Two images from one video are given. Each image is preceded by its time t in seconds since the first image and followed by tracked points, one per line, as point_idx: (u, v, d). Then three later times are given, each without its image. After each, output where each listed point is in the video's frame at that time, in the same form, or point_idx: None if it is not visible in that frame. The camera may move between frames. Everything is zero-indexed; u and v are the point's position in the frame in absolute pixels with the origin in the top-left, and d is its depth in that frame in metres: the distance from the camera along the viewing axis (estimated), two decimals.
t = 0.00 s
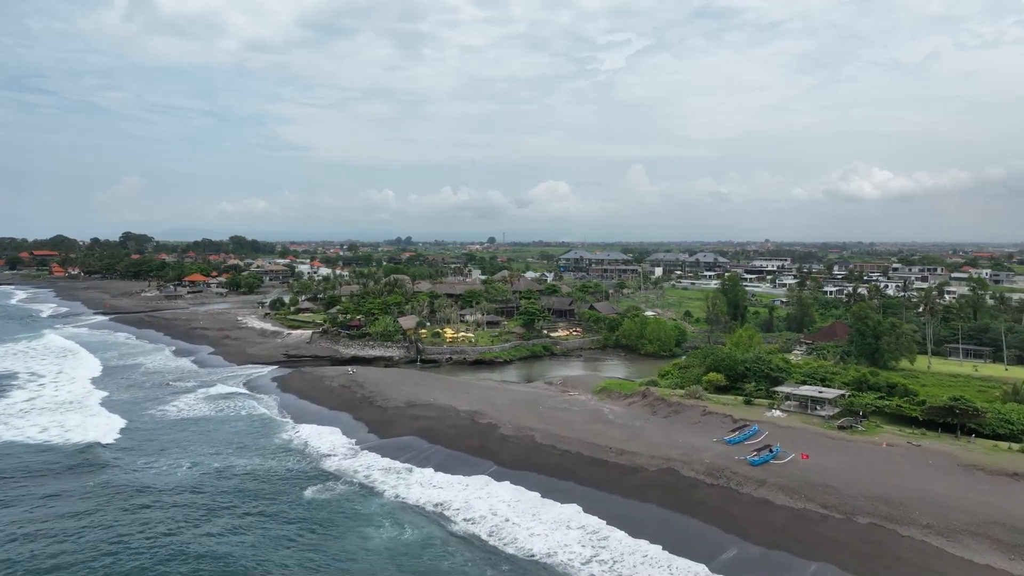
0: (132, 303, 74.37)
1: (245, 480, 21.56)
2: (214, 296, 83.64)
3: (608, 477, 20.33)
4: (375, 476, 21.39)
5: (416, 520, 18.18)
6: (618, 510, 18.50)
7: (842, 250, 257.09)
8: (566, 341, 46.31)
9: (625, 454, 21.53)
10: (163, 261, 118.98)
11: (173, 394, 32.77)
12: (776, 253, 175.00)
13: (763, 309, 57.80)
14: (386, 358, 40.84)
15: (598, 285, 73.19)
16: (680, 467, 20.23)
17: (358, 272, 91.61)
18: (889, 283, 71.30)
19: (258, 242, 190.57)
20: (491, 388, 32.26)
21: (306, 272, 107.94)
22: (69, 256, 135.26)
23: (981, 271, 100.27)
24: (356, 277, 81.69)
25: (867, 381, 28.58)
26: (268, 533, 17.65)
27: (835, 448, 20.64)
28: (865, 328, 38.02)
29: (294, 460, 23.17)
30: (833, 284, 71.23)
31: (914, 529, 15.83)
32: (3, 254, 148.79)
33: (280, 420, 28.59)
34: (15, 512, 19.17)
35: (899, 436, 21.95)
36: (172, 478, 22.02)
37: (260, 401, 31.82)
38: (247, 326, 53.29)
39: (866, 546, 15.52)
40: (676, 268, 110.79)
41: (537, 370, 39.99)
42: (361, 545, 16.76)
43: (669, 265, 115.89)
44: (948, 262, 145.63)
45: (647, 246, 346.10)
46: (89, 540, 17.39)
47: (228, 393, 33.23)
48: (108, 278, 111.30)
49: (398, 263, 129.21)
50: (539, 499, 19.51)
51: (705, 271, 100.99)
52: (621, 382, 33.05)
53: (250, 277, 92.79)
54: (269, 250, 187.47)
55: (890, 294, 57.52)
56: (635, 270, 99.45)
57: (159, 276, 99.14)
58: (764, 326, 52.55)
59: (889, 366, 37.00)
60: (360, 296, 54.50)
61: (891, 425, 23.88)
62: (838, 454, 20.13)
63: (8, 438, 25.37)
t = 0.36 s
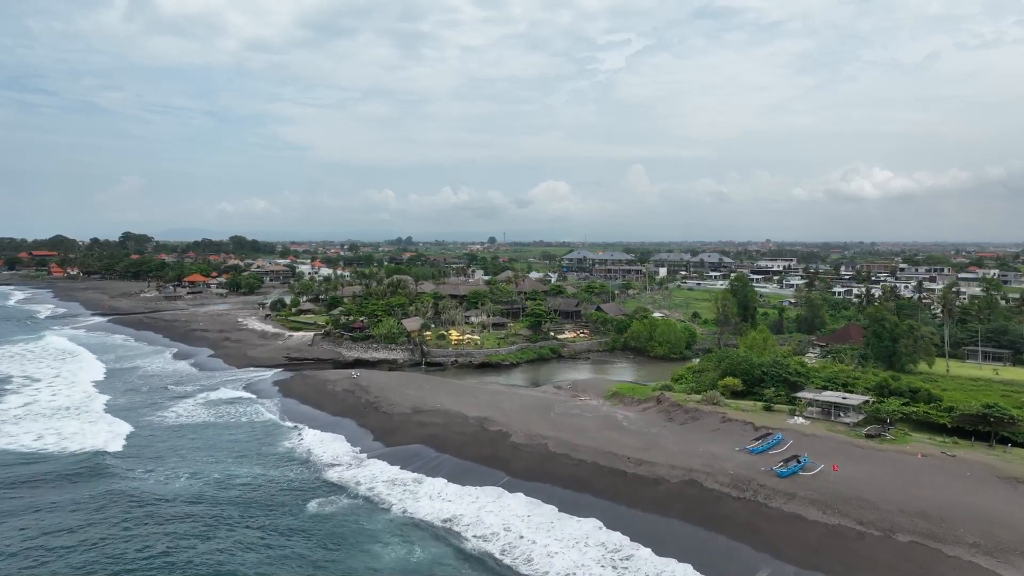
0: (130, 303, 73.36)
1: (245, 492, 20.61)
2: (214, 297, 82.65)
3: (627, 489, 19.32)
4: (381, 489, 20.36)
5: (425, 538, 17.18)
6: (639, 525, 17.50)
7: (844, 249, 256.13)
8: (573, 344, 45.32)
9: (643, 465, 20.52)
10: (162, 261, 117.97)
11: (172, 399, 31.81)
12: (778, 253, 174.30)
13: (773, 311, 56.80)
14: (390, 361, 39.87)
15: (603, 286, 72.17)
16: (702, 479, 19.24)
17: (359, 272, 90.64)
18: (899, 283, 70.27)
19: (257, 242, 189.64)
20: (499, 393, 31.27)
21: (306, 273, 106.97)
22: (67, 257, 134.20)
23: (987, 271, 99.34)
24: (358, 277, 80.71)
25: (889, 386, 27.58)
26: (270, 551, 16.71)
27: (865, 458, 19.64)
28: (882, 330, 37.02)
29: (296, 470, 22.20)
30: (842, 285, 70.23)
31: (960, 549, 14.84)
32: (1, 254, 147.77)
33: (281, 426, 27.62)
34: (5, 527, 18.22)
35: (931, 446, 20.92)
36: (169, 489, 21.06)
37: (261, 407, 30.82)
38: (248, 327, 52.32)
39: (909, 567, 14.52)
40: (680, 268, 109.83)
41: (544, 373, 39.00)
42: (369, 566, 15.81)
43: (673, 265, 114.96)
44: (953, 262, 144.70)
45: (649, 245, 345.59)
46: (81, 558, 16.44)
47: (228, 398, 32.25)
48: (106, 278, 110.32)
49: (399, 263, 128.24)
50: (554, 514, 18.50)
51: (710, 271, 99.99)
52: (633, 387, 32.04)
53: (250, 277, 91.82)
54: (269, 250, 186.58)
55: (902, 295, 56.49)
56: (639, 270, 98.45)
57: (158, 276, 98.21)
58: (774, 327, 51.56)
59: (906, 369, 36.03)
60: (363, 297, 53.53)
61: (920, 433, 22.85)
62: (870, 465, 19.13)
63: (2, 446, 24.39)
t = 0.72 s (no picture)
0: (130, 305, 72.26)
1: (246, 507, 19.53)
2: (214, 298, 81.56)
3: (651, 506, 18.22)
4: (390, 504, 19.27)
5: (439, 561, 16.09)
6: (667, 545, 16.41)
7: (846, 249, 255.22)
8: (583, 347, 44.27)
9: (667, 479, 19.41)
10: (162, 262, 116.91)
11: (172, 405, 30.77)
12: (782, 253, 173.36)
13: (784, 313, 55.76)
14: (396, 365, 38.84)
15: (610, 287, 71.09)
16: (732, 494, 18.14)
17: (361, 274, 89.59)
18: (911, 285, 69.16)
19: (258, 243, 188.64)
20: (509, 399, 30.21)
21: (308, 274, 105.88)
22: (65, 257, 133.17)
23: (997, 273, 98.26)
24: (361, 278, 79.63)
25: (917, 393, 26.50)
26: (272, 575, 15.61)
27: (904, 472, 18.54)
28: (903, 334, 35.96)
29: (300, 483, 21.10)
30: (853, 287, 69.18)
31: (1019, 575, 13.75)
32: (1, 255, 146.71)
33: (284, 435, 26.53)
34: None
35: (970, 458, 19.85)
36: (165, 503, 19.98)
37: (263, 413, 29.75)
38: (249, 330, 51.28)
39: None
40: (686, 270, 108.72)
41: (554, 378, 37.99)
42: None
43: (678, 267, 113.82)
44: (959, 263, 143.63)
45: (650, 246, 344.70)
46: None
47: (229, 404, 31.20)
48: (106, 279, 109.35)
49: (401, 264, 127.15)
50: (574, 532, 17.38)
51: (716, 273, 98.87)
52: (648, 393, 30.97)
53: (251, 278, 90.72)
54: (269, 251, 185.48)
55: (917, 297, 55.46)
56: (645, 271, 97.34)
57: (158, 278, 97.15)
58: (786, 329, 50.51)
59: (929, 375, 34.91)
60: (367, 299, 52.47)
61: (957, 444, 21.76)
62: (909, 480, 18.04)
63: None
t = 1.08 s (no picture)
0: (130, 306, 71.26)
1: (250, 522, 18.47)
2: (216, 299, 80.60)
3: (680, 523, 17.15)
4: (402, 521, 18.22)
5: None
6: (700, 566, 15.34)
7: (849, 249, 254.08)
8: (593, 350, 43.24)
9: (696, 494, 18.34)
10: (162, 262, 115.91)
11: (173, 412, 29.76)
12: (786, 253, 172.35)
13: (797, 315, 54.72)
14: (402, 369, 37.82)
15: (617, 288, 70.06)
16: (767, 510, 17.09)
17: (364, 274, 88.56)
18: (924, 286, 68.10)
19: (259, 243, 187.70)
20: (522, 405, 29.13)
21: (310, 275, 104.84)
22: (65, 258, 132.10)
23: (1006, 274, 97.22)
24: (365, 279, 78.62)
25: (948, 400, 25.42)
26: None
27: (948, 488, 17.46)
28: (925, 336, 34.89)
29: (307, 496, 20.05)
30: (864, 288, 68.13)
31: None
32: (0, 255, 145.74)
33: (289, 443, 25.49)
34: None
35: (1015, 471, 18.76)
36: (164, 517, 18.93)
37: (267, 420, 28.72)
38: (252, 332, 50.25)
39: None
40: (691, 270, 107.63)
41: (565, 383, 36.97)
42: None
43: (684, 267, 112.70)
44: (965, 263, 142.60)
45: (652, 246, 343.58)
46: None
47: (232, 411, 30.17)
48: (106, 280, 108.39)
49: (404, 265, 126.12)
50: (600, 552, 16.33)
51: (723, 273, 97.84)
52: (666, 399, 29.94)
53: (252, 279, 89.68)
54: (270, 251, 184.51)
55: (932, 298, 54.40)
56: (651, 271, 96.24)
57: (159, 279, 96.14)
58: (799, 331, 49.47)
59: (953, 379, 33.83)
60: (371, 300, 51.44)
61: (997, 454, 20.66)
62: (956, 496, 16.97)
63: None
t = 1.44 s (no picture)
0: (124, 308, 69.88)
1: (248, 541, 17.35)
2: (211, 301, 79.26)
3: (706, 542, 16.18)
4: (410, 539, 17.16)
5: None
6: None
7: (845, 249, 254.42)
8: (598, 353, 42.29)
9: (723, 510, 17.37)
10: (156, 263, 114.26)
11: (170, 420, 28.61)
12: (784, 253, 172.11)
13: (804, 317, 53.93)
14: (404, 374, 36.76)
15: (619, 290, 69.11)
16: (799, 528, 16.15)
17: (362, 275, 87.37)
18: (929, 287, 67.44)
19: (254, 244, 186.10)
20: (530, 412, 28.13)
21: (306, 276, 103.49)
22: (58, 259, 130.25)
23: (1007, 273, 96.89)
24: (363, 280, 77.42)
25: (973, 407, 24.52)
26: None
27: (989, 504, 16.54)
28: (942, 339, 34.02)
29: (310, 513, 18.95)
30: (869, 289, 67.43)
31: None
32: None
33: (289, 453, 24.40)
34: None
35: None
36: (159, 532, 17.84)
37: (266, 429, 27.59)
38: (248, 335, 49.06)
39: None
40: (692, 271, 106.85)
41: (571, 388, 36.00)
42: None
43: (684, 268, 111.88)
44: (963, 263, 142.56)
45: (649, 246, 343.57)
46: None
47: (229, 418, 29.04)
48: (99, 281, 106.77)
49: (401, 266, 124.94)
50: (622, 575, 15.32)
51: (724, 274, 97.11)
52: (678, 405, 29.00)
53: (248, 280, 88.36)
54: (266, 251, 182.98)
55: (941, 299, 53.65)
56: (652, 272, 95.33)
57: (153, 280, 94.65)
58: (807, 333, 48.64)
59: (969, 383, 33.06)
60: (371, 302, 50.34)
61: None
62: (998, 513, 16.04)
63: None
